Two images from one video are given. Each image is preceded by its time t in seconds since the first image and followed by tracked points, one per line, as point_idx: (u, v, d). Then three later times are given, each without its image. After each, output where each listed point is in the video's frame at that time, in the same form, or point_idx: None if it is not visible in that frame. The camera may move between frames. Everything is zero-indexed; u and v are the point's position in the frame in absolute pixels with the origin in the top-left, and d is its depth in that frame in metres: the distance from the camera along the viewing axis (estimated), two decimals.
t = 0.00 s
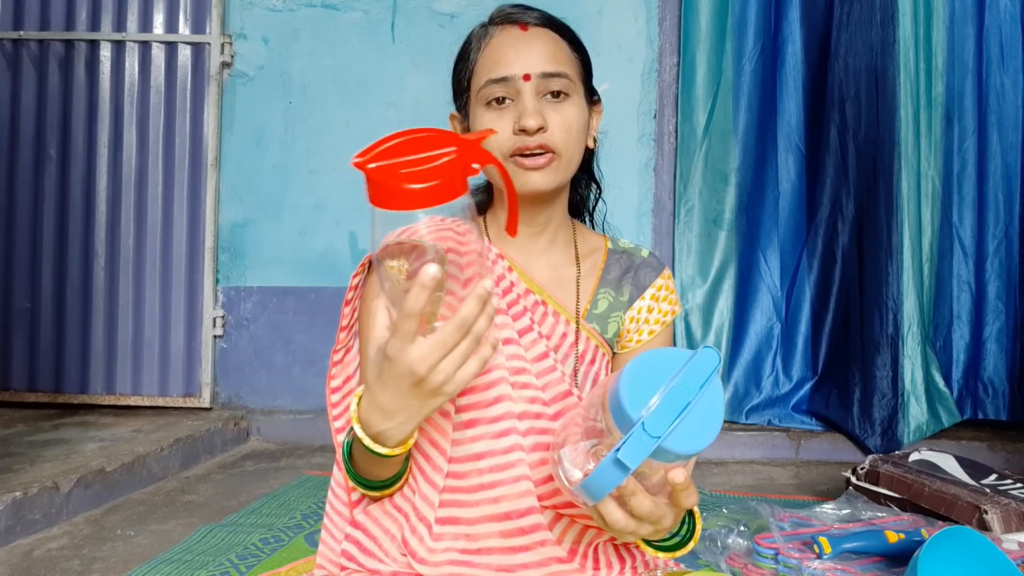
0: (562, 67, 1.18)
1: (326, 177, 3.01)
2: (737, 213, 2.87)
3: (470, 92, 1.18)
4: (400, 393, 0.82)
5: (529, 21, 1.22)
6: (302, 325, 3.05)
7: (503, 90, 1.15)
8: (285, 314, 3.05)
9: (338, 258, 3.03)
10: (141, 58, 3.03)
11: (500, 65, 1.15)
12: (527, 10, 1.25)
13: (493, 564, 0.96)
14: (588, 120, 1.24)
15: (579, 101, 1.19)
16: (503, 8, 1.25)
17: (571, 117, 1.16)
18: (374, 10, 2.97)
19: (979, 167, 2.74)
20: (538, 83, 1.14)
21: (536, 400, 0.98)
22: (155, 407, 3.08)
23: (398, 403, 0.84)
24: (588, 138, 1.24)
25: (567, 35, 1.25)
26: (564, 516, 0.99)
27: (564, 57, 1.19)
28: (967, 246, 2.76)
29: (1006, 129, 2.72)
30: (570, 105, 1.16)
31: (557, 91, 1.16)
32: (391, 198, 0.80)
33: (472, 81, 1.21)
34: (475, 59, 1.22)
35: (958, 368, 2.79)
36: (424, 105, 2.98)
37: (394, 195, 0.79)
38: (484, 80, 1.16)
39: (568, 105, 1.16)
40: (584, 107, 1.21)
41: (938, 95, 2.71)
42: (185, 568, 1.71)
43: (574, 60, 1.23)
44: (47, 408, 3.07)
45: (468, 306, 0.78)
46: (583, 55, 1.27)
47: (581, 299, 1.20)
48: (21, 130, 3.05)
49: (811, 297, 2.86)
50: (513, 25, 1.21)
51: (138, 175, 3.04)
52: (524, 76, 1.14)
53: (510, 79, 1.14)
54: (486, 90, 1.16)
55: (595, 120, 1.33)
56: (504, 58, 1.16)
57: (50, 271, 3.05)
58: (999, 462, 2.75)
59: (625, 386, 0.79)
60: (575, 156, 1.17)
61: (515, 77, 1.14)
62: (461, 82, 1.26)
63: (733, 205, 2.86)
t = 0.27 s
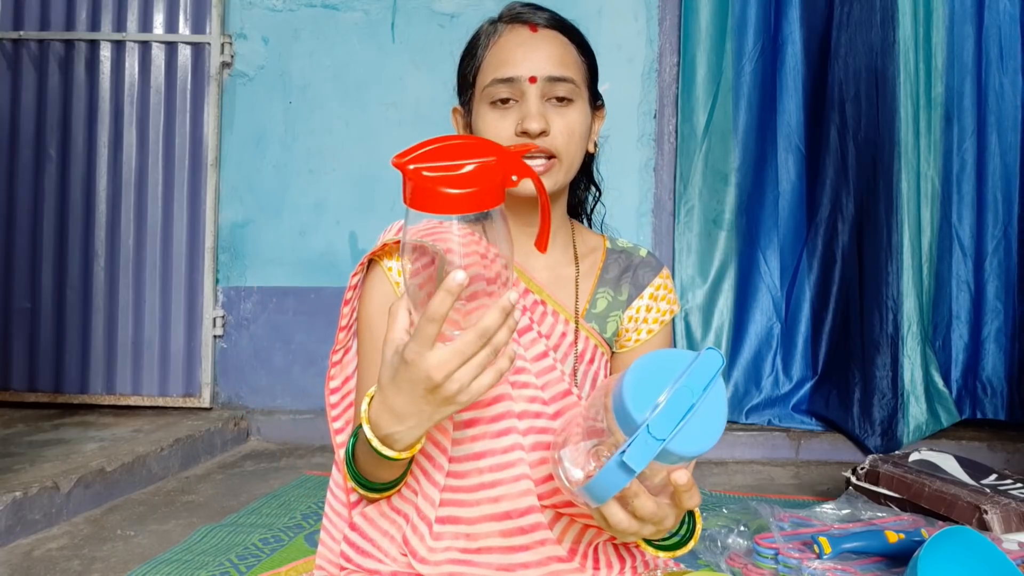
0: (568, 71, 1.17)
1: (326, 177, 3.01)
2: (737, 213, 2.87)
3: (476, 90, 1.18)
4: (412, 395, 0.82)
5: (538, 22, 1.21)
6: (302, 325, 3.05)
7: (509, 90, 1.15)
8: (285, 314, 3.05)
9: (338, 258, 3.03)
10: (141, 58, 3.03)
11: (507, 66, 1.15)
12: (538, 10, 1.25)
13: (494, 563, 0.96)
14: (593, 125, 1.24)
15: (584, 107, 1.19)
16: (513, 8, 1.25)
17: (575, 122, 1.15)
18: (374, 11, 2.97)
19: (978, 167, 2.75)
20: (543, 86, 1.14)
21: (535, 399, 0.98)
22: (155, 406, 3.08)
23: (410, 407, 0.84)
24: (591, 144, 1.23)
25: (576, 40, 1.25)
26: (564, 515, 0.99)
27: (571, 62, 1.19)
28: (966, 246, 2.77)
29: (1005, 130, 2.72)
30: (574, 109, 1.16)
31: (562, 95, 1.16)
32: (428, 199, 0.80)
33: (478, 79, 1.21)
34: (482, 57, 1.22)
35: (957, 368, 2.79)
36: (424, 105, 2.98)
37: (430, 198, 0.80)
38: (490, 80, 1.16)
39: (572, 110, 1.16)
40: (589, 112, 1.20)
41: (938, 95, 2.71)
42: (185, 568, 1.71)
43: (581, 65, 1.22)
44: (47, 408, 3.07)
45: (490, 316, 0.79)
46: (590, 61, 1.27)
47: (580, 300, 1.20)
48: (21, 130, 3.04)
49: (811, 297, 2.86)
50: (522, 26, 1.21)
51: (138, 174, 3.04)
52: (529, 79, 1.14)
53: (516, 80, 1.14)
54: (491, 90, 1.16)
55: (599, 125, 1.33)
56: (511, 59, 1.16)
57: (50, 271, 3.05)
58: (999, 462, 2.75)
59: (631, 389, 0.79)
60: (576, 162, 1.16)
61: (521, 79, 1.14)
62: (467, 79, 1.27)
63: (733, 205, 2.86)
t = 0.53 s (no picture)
0: (570, 71, 1.17)
1: (326, 177, 3.01)
2: (737, 213, 2.87)
3: (476, 86, 1.18)
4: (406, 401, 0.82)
5: (542, 22, 1.21)
6: (302, 325, 3.05)
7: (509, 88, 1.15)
8: (285, 314, 3.05)
9: (338, 258, 3.03)
10: (142, 58, 3.03)
11: (508, 63, 1.16)
12: (543, 10, 1.25)
13: (493, 563, 0.96)
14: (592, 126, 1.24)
15: (584, 107, 1.19)
16: (518, 7, 1.25)
17: (574, 122, 1.15)
18: (374, 11, 2.98)
19: (977, 167, 2.75)
20: (543, 85, 1.14)
21: (534, 399, 0.98)
22: (155, 406, 3.08)
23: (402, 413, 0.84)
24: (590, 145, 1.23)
25: (579, 41, 1.25)
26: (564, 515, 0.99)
27: (573, 63, 1.19)
28: (966, 246, 2.77)
29: (1004, 130, 2.73)
30: (573, 109, 1.16)
31: (562, 95, 1.16)
32: (424, 207, 0.81)
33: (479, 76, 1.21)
34: (484, 54, 1.23)
35: (956, 368, 2.79)
36: (424, 105, 2.98)
37: (427, 206, 0.81)
38: (490, 77, 1.17)
39: (572, 110, 1.16)
40: (589, 113, 1.20)
41: (937, 95, 2.72)
42: (185, 568, 1.71)
43: (583, 67, 1.22)
44: (47, 408, 3.07)
45: (486, 323, 0.79)
46: (593, 64, 1.27)
47: (579, 299, 1.20)
48: (21, 131, 3.04)
49: (811, 296, 2.86)
50: (525, 24, 1.21)
51: (138, 174, 3.04)
52: (530, 77, 1.14)
53: (516, 78, 1.14)
54: (491, 86, 1.16)
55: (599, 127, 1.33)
56: (512, 56, 1.16)
57: (50, 271, 3.05)
58: (999, 462, 2.75)
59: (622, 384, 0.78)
60: (574, 162, 1.16)
61: (521, 77, 1.14)
62: (468, 75, 1.27)
63: (733, 205, 2.86)
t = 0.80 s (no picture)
0: (573, 75, 1.17)
1: (326, 177, 3.01)
2: (737, 212, 2.87)
3: (477, 82, 1.18)
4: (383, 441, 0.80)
5: (549, 23, 1.21)
6: (302, 325, 3.06)
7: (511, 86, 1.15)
8: (285, 314, 3.05)
9: (338, 258, 3.03)
10: (142, 58, 3.03)
11: (511, 62, 1.16)
12: (551, 11, 1.24)
13: (493, 563, 0.96)
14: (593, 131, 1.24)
15: (585, 111, 1.18)
16: (527, 6, 1.24)
17: (573, 125, 1.15)
18: (374, 11, 2.98)
19: (977, 167, 2.75)
20: (545, 86, 1.14)
21: (531, 399, 0.98)
22: (155, 406, 3.08)
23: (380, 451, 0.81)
24: (589, 149, 1.23)
25: (586, 46, 1.25)
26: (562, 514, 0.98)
27: (577, 66, 1.19)
28: (965, 245, 2.77)
29: (1004, 129, 2.73)
30: (574, 113, 1.16)
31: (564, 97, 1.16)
32: (423, 261, 0.77)
33: (482, 72, 1.21)
34: (489, 50, 1.22)
35: (955, 368, 2.80)
36: (424, 105, 2.98)
37: (426, 262, 0.77)
38: (493, 74, 1.16)
39: (572, 113, 1.16)
40: (589, 118, 1.20)
41: (936, 95, 2.72)
42: (184, 568, 1.71)
43: (587, 71, 1.22)
44: (47, 408, 3.07)
45: (467, 386, 0.74)
46: (597, 68, 1.26)
47: (575, 299, 1.20)
48: (21, 130, 3.05)
49: (811, 296, 2.85)
50: (532, 24, 1.20)
51: (138, 174, 3.04)
52: (532, 77, 1.14)
53: (518, 76, 1.14)
54: (493, 83, 1.16)
55: (598, 133, 1.33)
56: (516, 55, 1.16)
57: (50, 271, 3.05)
58: (999, 462, 2.75)
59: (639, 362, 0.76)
60: (570, 165, 1.16)
61: (524, 76, 1.14)
62: (472, 70, 1.27)
63: (733, 205, 2.86)
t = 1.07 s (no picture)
0: (575, 76, 1.17)
1: (326, 177, 3.01)
2: (737, 213, 2.87)
3: (480, 82, 1.18)
4: (391, 476, 0.77)
5: (552, 23, 1.20)
6: (302, 325, 3.06)
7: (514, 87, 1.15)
8: (285, 314, 3.05)
9: (338, 258, 3.03)
10: (142, 58, 3.03)
11: (514, 63, 1.15)
12: (554, 10, 1.24)
13: (493, 563, 0.95)
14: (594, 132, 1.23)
15: (587, 112, 1.18)
16: (529, 6, 1.23)
17: (576, 127, 1.15)
18: (374, 11, 2.98)
19: (977, 167, 2.76)
20: (548, 88, 1.14)
21: (529, 399, 0.98)
22: (155, 407, 3.08)
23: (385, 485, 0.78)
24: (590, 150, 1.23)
25: (588, 48, 1.24)
26: (562, 514, 0.99)
27: (580, 68, 1.18)
28: (965, 246, 2.77)
29: (1003, 129, 2.73)
30: (577, 114, 1.15)
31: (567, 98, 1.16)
32: (445, 306, 0.74)
33: (484, 72, 1.21)
34: (491, 49, 1.22)
35: (955, 368, 2.80)
36: (424, 105, 2.98)
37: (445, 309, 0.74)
38: (496, 74, 1.16)
39: (575, 115, 1.15)
40: (591, 120, 1.20)
41: (936, 95, 2.72)
42: (184, 568, 1.71)
43: (589, 72, 1.22)
44: (47, 408, 3.07)
45: (479, 434, 0.71)
46: (599, 69, 1.26)
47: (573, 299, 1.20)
48: (21, 130, 3.05)
49: (811, 296, 2.85)
50: (535, 24, 1.20)
51: (138, 174, 3.04)
52: (536, 78, 1.14)
53: (522, 77, 1.14)
54: (496, 84, 1.16)
55: (599, 133, 1.32)
56: (520, 55, 1.15)
57: (50, 271, 3.05)
58: (999, 462, 2.75)
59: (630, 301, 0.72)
60: (572, 167, 1.16)
61: (527, 77, 1.14)
62: (472, 69, 1.27)
63: (733, 205, 2.86)
